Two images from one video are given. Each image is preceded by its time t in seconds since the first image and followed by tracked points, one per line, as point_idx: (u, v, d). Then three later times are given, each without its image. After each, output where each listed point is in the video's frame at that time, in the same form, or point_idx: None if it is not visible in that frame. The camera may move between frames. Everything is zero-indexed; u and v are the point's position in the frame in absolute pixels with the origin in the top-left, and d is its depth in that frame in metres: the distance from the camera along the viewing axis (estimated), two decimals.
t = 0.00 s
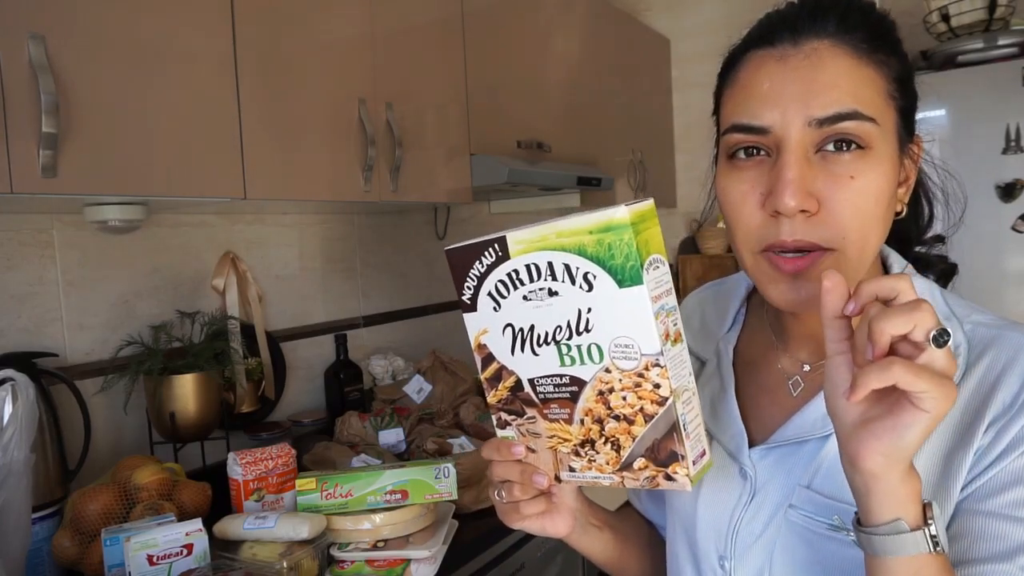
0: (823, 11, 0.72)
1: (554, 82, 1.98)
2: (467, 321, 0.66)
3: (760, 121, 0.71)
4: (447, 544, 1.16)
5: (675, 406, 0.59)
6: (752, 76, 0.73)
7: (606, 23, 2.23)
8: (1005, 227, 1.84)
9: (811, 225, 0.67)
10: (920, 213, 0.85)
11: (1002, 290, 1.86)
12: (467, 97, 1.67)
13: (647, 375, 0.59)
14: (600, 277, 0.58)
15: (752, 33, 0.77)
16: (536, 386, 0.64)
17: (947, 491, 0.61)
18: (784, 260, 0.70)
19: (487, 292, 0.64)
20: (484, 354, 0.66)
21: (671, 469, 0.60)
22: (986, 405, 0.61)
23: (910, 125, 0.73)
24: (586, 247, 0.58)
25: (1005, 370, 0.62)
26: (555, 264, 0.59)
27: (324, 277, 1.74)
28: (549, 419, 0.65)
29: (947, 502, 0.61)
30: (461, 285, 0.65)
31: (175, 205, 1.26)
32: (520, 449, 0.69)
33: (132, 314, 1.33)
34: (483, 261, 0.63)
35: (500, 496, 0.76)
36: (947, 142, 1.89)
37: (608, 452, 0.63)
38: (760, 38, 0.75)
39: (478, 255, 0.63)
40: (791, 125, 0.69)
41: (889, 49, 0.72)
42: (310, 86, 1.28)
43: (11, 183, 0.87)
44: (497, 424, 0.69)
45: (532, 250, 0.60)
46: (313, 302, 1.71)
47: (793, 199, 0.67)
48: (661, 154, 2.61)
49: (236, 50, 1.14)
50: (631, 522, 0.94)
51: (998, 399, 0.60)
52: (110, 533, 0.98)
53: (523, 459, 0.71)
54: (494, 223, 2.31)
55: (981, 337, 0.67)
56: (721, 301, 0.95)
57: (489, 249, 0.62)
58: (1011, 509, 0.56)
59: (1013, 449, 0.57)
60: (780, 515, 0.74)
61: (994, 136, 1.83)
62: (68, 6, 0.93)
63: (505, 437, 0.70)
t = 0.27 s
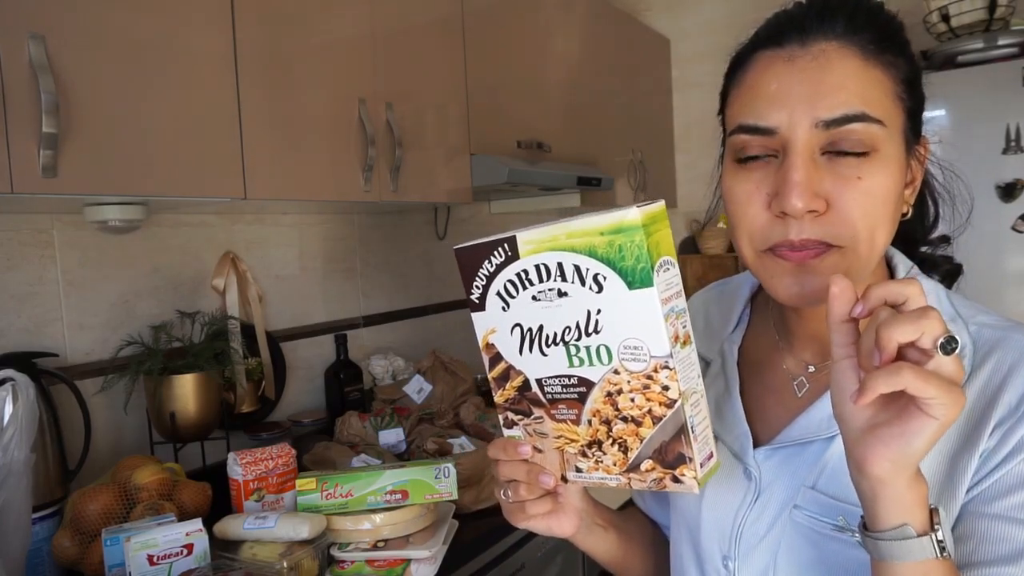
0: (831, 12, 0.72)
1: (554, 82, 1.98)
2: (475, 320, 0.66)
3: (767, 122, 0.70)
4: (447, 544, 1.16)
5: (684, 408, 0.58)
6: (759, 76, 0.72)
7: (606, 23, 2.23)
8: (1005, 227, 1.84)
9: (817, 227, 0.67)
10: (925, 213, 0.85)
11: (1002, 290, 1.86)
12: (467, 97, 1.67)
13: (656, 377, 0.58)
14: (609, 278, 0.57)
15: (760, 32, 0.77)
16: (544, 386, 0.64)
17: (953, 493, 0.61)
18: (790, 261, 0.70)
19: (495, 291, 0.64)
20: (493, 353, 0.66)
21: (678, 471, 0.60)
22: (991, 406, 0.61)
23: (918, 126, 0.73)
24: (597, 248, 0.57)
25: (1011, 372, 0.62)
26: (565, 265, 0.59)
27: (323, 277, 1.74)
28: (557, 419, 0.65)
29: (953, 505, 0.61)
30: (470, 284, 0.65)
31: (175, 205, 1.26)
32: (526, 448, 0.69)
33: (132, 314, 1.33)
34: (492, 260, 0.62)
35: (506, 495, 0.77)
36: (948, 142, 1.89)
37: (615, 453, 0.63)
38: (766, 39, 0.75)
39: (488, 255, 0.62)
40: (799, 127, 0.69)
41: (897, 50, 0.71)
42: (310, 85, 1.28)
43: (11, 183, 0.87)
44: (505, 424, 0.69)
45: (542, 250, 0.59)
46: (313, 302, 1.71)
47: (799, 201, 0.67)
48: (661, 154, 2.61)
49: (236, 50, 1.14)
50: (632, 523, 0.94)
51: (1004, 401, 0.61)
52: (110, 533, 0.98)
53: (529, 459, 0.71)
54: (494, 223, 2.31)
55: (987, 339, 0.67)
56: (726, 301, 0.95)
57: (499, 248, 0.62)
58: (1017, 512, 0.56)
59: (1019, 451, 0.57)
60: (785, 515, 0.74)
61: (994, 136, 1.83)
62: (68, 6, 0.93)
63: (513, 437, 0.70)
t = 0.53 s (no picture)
0: (832, 12, 0.72)
1: (554, 82, 1.98)
2: (474, 321, 0.66)
3: (769, 122, 0.71)
4: (447, 544, 1.16)
5: (682, 404, 0.59)
6: (761, 76, 0.73)
7: (606, 23, 2.22)
8: (1005, 227, 1.84)
9: (818, 226, 0.67)
10: (930, 213, 0.84)
11: (1002, 290, 1.86)
12: (467, 97, 1.67)
13: (655, 374, 0.58)
14: (608, 277, 0.58)
15: (762, 32, 0.77)
16: (544, 385, 0.64)
17: (956, 492, 0.61)
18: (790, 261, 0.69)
19: (495, 292, 0.64)
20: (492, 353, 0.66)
21: (678, 468, 0.61)
22: (995, 406, 0.61)
23: (919, 126, 0.73)
24: (595, 246, 0.57)
25: (1015, 372, 0.62)
26: (563, 264, 0.59)
27: (323, 277, 1.74)
28: (557, 418, 0.65)
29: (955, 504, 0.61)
30: (469, 285, 0.65)
31: (175, 205, 1.26)
32: (527, 448, 0.69)
33: (132, 314, 1.33)
34: (491, 261, 0.63)
35: (509, 495, 0.77)
36: (948, 142, 1.89)
37: (616, 450, 0.62)
38: (769, 40, 0.75)
39: (487, 255, 0.63)
40: (800, 128, 0.69)
41: (899, 50, 0.71)
42: (309, 85, 1.28)
43: (11, 183, 0.87)
44: (505, 424, 0.69)
45: (541, 250, 0.60)
46: (313, 302, 1.71)
47: (800, 200, 0.67)
48: (662, 154, 2.61)
49: (235, 50, 1.14)
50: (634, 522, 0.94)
51: (1009, 401, 0.60)
52: (110, 532, 0.98)
53: (531, 458, 0.70)
54: (494, 223, 2.31)
55: (990, 339, 0.67)
56: (728, 302, 0.95)
57: (498, 248, 0.62)
58: (1019, 512, 0.56)
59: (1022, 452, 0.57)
60: (788, 515, 0.74)
61: (994, 136, 1.83)
62: (68, 6, 0.93)
63: (514, 437, 0.69)
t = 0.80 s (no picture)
0: (835, 6, 0.73)
1: (554, 82, 1.98)
2: (478, 321, 0.66)
3: (775, 111, 0.71)
4: (447, 544, 1.16)
5: (685, 407, 0.58)
6: (766, 68, 0.73)
7: (606, 23, 2.22)
8: (1005, 227, 1.84)
9: (827, 212, 0.66)
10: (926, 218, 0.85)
11: (1002, 290, 1.86)
12: (467, 97, 1.67)
13: (658, 376, 0.58)
14: (611, 278, 0.57)
15: (764, 31, 0.77)
16: (547, 386, 0.64)
17: (958, 492, 0.61)
18: (798, 252, 0.68)
19: (498, 292, 0.64)
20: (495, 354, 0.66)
21: (681, 470, 0.60)
22: (997, 407, 0.61)
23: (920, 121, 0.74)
24: (598, 248, 0.57)
25: (1017, 371, 0.62)
26: (566, 266, 0.59)
27: (323, 277, 1.74)
28: (560, 419, 0.65)
29: (958, 504, 0.61)
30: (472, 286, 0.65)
31: (175, 205, 1.26)
32: (530, 449, 0.69)
33: (132, 314, 1.33)
34: (494, 262, 0.63)
35: (511, 496, 0.77)
36: (948, 142, 1.89)
37: (619, 452, 0.63)
38: (774, 31, 0.75)
39: (489, 256, 0.63)
40: (806, 113, 0.69)
41: (899, 46, 0.72)
42: (309, 85, 1.28)
43: (11, 182, 0.87)
44: (508, 424, 0.69)
45: (544, 251, 0.60)
46: (313, 302, 1.71)
47: (808, 185, 0.67)
48: (662, 154, 2.61)
49: (235, 51, 1.14)
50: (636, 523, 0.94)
51: (1010, 402, 0.60)
52: (110, 533, 0.98)
53: (534, 459, 0.71)
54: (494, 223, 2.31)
55: (993, 338, 0.67)
56: (731, 301, 0.95)
57: (501, 250, 0.62)
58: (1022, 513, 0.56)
59: None
60: (790, 515, 0.74)
61: (993, 136, 1.83)
62: (68, 6, 0.93)
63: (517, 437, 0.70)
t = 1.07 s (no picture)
0: (836, 8, 0.73)
1: (555, 82, 1.98)
2: (474, 326, 0.66)
3: (773, 115, 0.71)
4: (447, 544, 1.16)
5: (684, 409, 0.58)
6: (766, 71, 0.73)
7: (606, 23, 2.22)
8: (1005, 227, 1.84)
9: (820, 216, 0.67)
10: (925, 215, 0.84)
11: (1002, 290, 1.86)
12: (467, 97, 1.67)
13: (656, 379, 0.58)
14: (608, 281, 0.58)
15: (766, 29, 0.77)
16: (545, 389, 0.64)
17: (959, 500, 0.62)
18: (793, 253, 0.68)
19: (495, 297, 0.64)
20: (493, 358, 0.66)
21: (680, 472, 0.60)
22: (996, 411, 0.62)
23: (920, 123, 0.74)
24: (594, 252, 0.58)
25: (1014, 372, 0.62)
26: (563, 270, 0.60)
27: (323, 277, 1.74)
28: (558, 423, 0.65)
29: (960, 514, 0.62)
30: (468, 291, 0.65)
31: (175, 204, 1.26)
32: (529, 453, 0.69)
33: (132, 314, 1.33)
34: (490, 266, 0.63)
35: (510, 500, 0.77)
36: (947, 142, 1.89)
37: (618, 455, 0.63)
38: (776, 32, 0.75)
39: (485, 260, 0.63)
40: (803, 118, 0.69)
41: (901, 48, 0.72)
42: (309, 85, 1.28)
43: (11, 182, 0.87)
44: (506, 428, 0.69)
45: (540, 254, 0.60)
46: (313, 302, 1.71)
47: (802, 190, 0.67)
48: (662, 154, 2.61)
49: (235, 51, 1.14)
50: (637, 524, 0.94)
51: (1008, 406, 0.61)
52: (110, 533, 0.98)
53: (533, 463, 0.71)
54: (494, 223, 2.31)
55: (992, 337, 0.67)
56: (730, 302, 0.95)
57: (496, 254, 0.62)
58: None
59: None
60: (791, 516, 0.74)
61: (993, 137, 1.83)
62: (67, 6, 0.93)
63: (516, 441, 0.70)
